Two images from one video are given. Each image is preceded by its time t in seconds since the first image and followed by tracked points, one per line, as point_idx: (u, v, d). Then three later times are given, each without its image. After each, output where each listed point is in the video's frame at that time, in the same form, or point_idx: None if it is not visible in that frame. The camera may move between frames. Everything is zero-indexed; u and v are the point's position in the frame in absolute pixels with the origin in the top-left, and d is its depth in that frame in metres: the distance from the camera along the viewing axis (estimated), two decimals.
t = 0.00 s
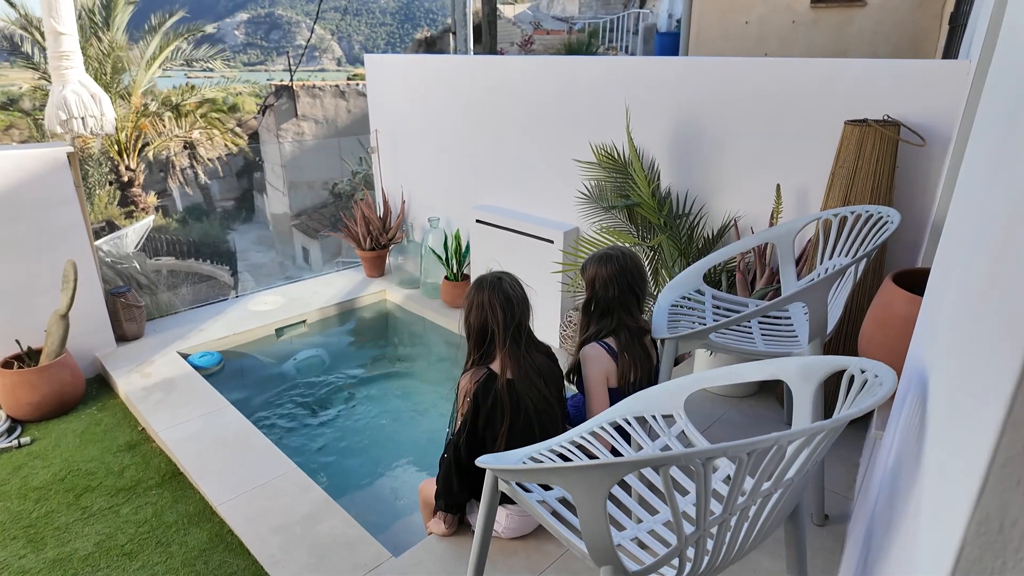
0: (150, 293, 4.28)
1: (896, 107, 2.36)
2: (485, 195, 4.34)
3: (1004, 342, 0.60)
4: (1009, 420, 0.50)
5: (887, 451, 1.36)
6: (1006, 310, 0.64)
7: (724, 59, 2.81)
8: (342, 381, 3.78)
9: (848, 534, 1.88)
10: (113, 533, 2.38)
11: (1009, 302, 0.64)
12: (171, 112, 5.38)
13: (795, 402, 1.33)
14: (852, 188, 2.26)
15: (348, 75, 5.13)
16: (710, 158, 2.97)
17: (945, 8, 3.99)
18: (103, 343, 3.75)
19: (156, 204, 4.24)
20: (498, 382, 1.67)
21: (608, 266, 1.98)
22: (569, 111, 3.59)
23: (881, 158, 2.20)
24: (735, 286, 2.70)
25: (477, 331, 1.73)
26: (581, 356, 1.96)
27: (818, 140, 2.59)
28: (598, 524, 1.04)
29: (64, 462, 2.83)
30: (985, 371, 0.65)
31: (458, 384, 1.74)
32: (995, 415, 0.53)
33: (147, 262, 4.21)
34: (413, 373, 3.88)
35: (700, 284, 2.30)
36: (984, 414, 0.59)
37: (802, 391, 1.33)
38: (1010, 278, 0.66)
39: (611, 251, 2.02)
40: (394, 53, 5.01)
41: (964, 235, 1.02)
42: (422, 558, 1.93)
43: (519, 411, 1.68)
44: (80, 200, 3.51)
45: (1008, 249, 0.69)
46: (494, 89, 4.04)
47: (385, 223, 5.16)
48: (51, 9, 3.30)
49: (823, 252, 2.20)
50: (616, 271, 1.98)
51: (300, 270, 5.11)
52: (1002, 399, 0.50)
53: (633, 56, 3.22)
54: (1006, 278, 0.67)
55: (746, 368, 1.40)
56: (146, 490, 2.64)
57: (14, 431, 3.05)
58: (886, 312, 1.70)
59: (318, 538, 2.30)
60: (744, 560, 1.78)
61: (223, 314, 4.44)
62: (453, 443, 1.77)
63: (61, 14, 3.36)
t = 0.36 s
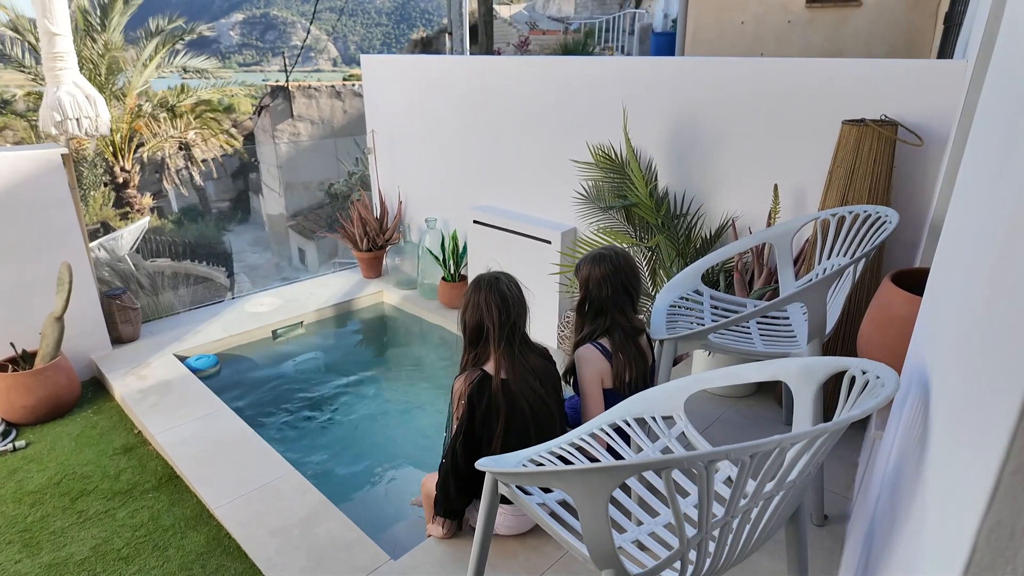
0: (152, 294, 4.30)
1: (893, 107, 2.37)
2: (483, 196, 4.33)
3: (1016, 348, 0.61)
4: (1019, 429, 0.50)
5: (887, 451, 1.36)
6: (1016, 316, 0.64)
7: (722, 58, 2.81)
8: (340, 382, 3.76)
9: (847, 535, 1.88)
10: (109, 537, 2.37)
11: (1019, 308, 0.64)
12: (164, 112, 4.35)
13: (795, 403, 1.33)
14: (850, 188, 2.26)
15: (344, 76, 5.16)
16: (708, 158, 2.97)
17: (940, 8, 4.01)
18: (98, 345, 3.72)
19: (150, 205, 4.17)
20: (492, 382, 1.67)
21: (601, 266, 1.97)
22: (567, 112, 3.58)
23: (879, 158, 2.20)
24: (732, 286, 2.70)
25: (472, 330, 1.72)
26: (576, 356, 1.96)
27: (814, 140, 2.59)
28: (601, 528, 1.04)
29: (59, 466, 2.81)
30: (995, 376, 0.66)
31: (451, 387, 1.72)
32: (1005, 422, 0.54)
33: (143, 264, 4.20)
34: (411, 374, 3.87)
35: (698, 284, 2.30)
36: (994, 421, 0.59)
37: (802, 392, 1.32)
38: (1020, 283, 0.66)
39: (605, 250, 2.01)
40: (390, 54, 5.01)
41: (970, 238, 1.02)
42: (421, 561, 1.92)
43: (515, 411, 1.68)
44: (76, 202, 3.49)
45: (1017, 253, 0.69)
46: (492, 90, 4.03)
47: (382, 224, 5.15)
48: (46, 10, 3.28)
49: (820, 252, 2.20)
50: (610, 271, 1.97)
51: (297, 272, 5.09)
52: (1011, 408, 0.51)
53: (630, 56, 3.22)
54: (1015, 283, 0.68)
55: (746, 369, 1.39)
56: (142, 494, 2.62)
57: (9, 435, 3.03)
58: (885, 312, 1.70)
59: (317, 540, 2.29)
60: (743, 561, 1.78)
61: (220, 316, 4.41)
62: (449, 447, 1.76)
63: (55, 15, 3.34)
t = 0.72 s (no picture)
0: (147, 295, 4.29)
1: (888, 108, 2.38)
2: (480, 197, 4.33)
3: (1013, 350, 0.61)
4: (1015, 432, 0.50)
5: (883, 451, 1.36)
6: (1012, 317, 0.65)
7: (719, 60, 2.81)
8: (337, 384, 3.76)
9: (845, 535, 1.88)
10: (105, 540, 2.36)
11: (1015, 308, 0.65)
12: (161, 113, 4.83)
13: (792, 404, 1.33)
14: (846, 188, 2.27)
15: (339, 77, 5.20)
16: (704, 159, 2.97)
17: (934, 9, 4.03)
18: (94, 347, 3.71)
19: (146, 206, 4.18)
20: (490, 391, 1.66)
21: (597, 266, 1.97)
22: (564, 113, 3.59)
23: (875, 159, 2.20)
24: (729, 287, 2.70)
25: (471, 337, 1.72)
26: (572, 357, 1.95)
27: (810, 141, 2.60)
28: (598, 530, 1.03)
29: (54, 469, 2.79)
30: (990, 377, 0.66)
31: (449, 396, 1.72)
32: (1002, 425, 0.54)
33: (138, 265, 4.18)
34: (408, 375, 3.87)
35: (695, 285, 2.30)
36: (990, 421, 0.59)
37: (799, 393, 1.33)
38: (1015, 284, 0.66)
39: (601, 250, 2.01)
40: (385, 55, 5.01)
41: (968, 238, 1.02)
42: (418, 563, 1.91)
43: (513, 420, 1.67)
44: (71, 203, 3.48)
45: (1013, 253, 0.69)
46: (487, 91, 4.04)
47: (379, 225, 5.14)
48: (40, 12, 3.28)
49: (817, 253, 2.21)
50: (606, 272, 1.96)
51: (293, 273, 5.08)
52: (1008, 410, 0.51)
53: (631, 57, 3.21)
54: (1011, 283, 0.68)
55: (743, 369, 1.39)
56: (138, 497, 2.61)
57: (3, 439, 3.01)
58: (881, 312, 1.71)
59: (314, 543, 2.29)
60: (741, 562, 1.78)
61: (216, 318, 4.40)
62: (448, 456, 1.74)
63: (50, 16, 3.33)
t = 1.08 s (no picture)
0: (145, 297, 4.29)
1: (884, 109, 2.39)
2: (478, 198, 4.33)
3: (1007, 350, 0.61)
4: (1008, 432, 0.51)
5: (880, 451, 1.36)
6: (1007, 318, 0.65)
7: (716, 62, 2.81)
8: (335, 385, 3.76)
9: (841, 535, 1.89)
10: (102, 543, 2.35)
11: (1010, 310, 0.65)
12: (157, 114, 4.64)
13: (789, 405, 1.33)
14: (842, 189, 2.27)
15: (337, 78, 5.21)
16: (701, 160, 2.98)
17: (929, 11, 4.05)
18: (91, 349, 3.70)
19: (143, 207, 4.14)
20: (488, 392, 1.66)
21: (596, 267, 1.97)
22: (561, 115, 3.59)
23: (871, 160, 2.21)
24: (726, 288, 2.71)
25: (467, 338, 1.72)
26: (571, 359, 1.95)
27: (807, 142, 2.61)
28: (596, 530, 1.04)
29: (51, 472, 2.79)
30: (986, 378, 0.66)
31: (447, 397, 1.72)
32: (995, 426, 0.54)
33: (135, 267, 4.18)
34: (406, 376, 3.87)
35: (693, 286, 2.30)
36: (985, 422, 0.60)
37: (796, 394, 1.33)
38: (1010, 285, 0.67)
39: (599, 252, 2.01)
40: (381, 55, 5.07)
41: (964, 240, 1.03)
42: (416, 564, 1.92)
43: (511, 421, 1.67)
44: (67, 205, 3.47)
45: (1008, 255, 0.70)
46: (485, 93, 4.04)
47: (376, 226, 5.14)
48: (37, 13, 3.27)
49: (813, 254, 2.21)
50: (604, 273, 1.97)
51: (290, 274, 5.07)
52: (1002, 411, 0.51)
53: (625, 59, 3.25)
54: (1008, 284, 0.68)
55: (740, 370, 1.40)
56: (135, 499, 2.61)
57: None
58: (878, 312, 1.71)
59: (311, 545, 2.29)
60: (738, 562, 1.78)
61: (214, 319, 4.40)
62: (446, 457, 1.74)
63: (47, 17, 3.33)
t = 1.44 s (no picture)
0: (144, 300, 4.28)
1: (883, 113, 2.40)
2: (477, 200, 4.34)
3: (1005, 356, 0.62)
4: (1007, 436, 0.52)
5: (879, 454, 1.37)
6: (1005, 324, 0.66)
7: (716, 65, 2.82)
8: (335, 387, 3.76)
9: (840, 537, 1.90)
10: (102, 545, 2.35)
11: (1009, 315, 0.66)
12: (156, 116, 4.96)
13: (789, 408, 1.34)
14: (841, 192, 2.28)
15: (336, 79, 5.19)
16: (701, 163, 2.99)
17: (928, 13, 4.06)
18: (91, 351, 3.70)
19: (142, 209, 4.16)
20: (492, 395, 1.67)
21: (597, 271, 1.98)
22: (561, 118, 3.60)
23: (869, 163, 2.22)
24: (725, 290, 2.72)
25: (471, 342, 1.72)
26: (572, 362, 1.96)
27: (806, 145, 2.62)
28: (598, 533, 1.04)
29: (52, 474, 2.79)
30: (985, 382, 0.67)
31: (451, 400, 1.72)
32: (995, 431, 0.55)
33: (134, 269, 4.18)
34: (406, 377, 3.88)
35: (692, 289, 2.31)
36: (984, 426, 0.61)
37: (796, 397, 1.34)
38: (1008, 291, 0.68)
39: (600, 256, 2.02)
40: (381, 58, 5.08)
41: (964, 245, 1.04)
42: (418, 566, 1.93)
43: (516, 424, 1.68)
44: (67, 207, 3.48)
45: (1006, 261, 0.71)
46: (484, 95, 4.05)
47: (376, 228, 5.15)
48: (38, 16, 3.28)
49: (813, 257, 2.23)
50: (605, 277, 1.98)
51: (290, 276, 5.08)
52: (999, 416, 0.52)
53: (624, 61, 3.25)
54: (1006, 290, 0.69)
55: (740, 374, 1.40)
56: (136, 501, 2.61)
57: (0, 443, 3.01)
58: (877, 316, 1.72)
59: (312, 547, 2.29)
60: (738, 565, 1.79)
61: (213, 321, 4.40)
62: (450, 460, 1.75)
63: (47, 20, 3.34)
